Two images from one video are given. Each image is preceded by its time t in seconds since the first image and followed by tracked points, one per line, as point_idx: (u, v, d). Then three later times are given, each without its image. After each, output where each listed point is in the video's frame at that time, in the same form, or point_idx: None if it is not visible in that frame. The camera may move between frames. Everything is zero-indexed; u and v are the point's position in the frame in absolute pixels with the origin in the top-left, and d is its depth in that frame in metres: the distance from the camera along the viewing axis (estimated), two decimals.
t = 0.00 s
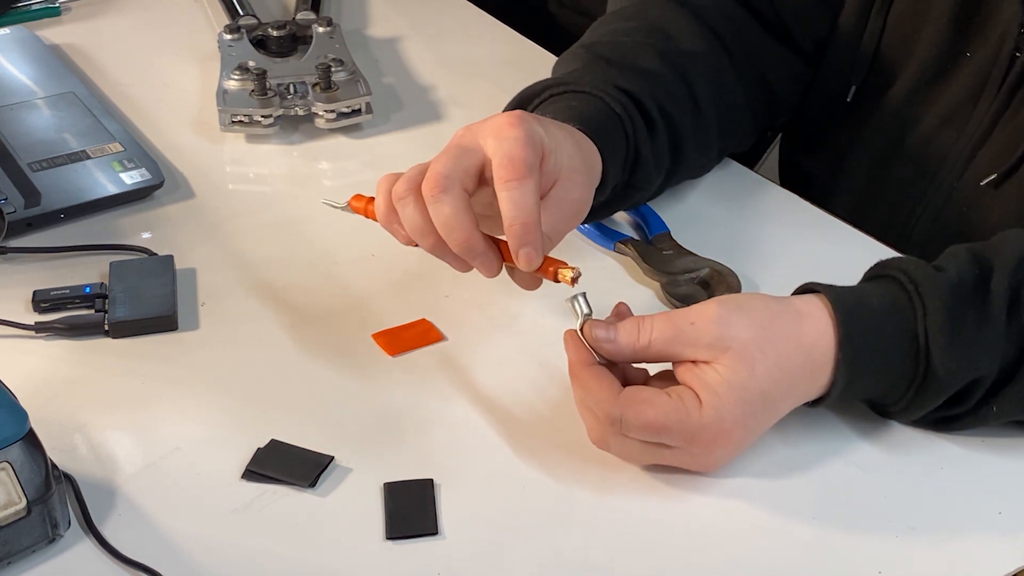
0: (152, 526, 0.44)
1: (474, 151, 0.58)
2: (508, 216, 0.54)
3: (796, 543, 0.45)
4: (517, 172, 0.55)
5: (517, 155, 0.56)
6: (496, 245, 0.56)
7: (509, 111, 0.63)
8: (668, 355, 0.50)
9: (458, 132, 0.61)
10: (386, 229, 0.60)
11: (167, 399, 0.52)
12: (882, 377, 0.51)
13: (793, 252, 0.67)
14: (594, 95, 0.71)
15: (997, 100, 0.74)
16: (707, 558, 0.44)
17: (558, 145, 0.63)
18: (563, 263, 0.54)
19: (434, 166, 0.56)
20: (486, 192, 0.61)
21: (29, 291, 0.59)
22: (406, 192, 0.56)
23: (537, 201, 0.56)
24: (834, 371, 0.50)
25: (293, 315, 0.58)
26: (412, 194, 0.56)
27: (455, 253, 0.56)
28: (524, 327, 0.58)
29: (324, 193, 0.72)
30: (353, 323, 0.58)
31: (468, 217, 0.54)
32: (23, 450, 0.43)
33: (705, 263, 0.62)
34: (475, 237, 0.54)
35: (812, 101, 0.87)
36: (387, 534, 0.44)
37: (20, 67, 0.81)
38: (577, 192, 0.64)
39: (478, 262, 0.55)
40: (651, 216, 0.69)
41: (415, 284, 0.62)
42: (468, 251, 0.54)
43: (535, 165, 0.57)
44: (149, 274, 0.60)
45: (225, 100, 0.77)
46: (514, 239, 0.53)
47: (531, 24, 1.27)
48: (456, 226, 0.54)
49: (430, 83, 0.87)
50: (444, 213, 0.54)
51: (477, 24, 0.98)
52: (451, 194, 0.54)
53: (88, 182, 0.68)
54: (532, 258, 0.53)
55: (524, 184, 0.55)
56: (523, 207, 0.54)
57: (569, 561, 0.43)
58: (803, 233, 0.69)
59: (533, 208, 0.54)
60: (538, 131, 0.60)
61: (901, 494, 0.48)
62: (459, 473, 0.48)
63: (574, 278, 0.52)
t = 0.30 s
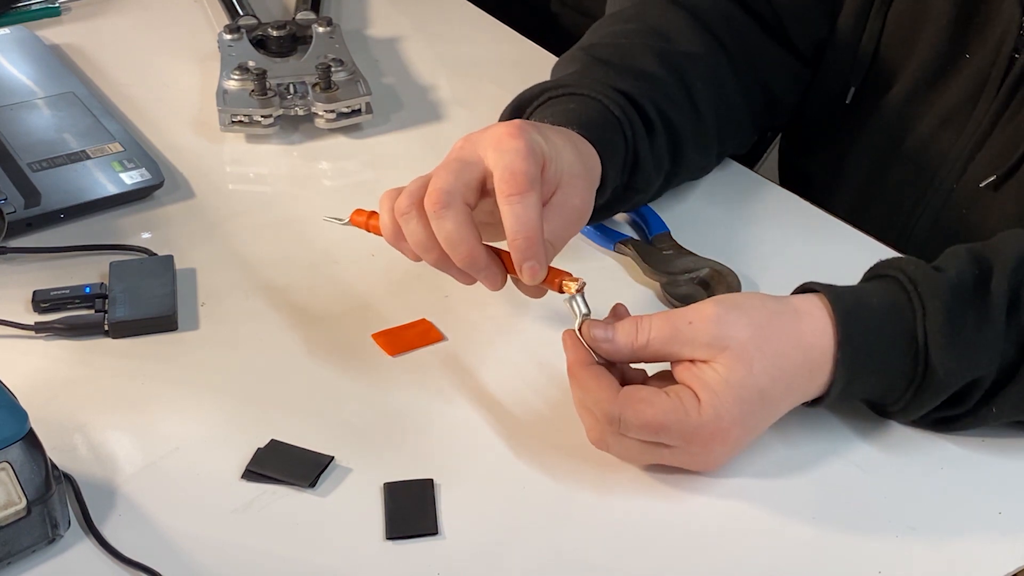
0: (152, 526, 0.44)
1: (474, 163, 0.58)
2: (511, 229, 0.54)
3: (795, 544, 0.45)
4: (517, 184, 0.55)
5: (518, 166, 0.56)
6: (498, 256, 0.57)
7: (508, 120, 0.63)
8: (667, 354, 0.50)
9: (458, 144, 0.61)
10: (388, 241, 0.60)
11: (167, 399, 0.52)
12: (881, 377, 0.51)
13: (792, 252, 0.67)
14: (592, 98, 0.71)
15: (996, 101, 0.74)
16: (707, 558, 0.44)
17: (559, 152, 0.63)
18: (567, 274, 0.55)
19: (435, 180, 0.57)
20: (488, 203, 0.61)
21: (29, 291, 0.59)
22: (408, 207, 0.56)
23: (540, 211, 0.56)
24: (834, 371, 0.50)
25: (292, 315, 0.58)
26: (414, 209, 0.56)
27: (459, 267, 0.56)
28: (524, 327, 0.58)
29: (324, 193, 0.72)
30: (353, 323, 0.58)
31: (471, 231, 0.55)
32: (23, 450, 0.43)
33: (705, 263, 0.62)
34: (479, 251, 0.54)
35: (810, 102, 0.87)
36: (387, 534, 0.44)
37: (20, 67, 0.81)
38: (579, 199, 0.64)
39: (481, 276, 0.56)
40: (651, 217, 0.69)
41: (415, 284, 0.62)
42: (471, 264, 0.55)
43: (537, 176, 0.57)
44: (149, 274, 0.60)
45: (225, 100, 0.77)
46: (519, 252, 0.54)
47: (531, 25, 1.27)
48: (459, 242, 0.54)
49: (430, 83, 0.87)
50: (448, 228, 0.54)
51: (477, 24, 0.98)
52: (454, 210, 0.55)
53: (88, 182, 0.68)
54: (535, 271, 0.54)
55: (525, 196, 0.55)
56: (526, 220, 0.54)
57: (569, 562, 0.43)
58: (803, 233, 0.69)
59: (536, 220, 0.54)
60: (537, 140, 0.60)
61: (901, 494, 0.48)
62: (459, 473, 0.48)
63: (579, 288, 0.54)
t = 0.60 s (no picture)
0: (152, 526, 0.44)
1: (473, 168, 0.58)
2: (508, 234, 0.54)
3: (795, 544, 0.45)
4: (516, 190, 0.55)
5: (516, 171, 0.56)
6: (495, 261, 0.57)
7: (509, 124, 0.63)
8: (667, 352, 0.50)
9: (458, 148, 0.62)
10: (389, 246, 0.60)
11: (167, 399, 0.52)
12: (881, 377, 0.51)
13: (792, 252, 0.67)
14: (591, 100, 0.71)
15: (995, 101, 0.74)
16: (707, 558, 0.44)
17: (558, 156, 0.63)
18: (563, 279, 0.56)
19: (434, 185, 0.57)
20: (486, 207, 0.61)
21: (29, 291, 0.59)
22: (408, 212, 0.57)
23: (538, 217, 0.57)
24: (834, 371, 0.50)
25: (292, 315, 0.58)
26: (414, 214, 0.57)
27: (457, 272, 0.57)
28: (524, 327, 0.58)
29: (324, 193, 0.72)
30: (353, 323, 0.58)
31: (469, 237, 0.55)
32: (23, 451, 0.43)
33: (705, 263, 0.62)
34: (477, 256, 0.55)
35: (811, 103, 0.87)
36: (387, 534, 0.44)
37: (19, 67, 0.81)
38: (579, 202, 0.64)
39: (478, 281, 0.56)
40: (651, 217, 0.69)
41: (414, 284, 0.62)
42: (470, 270, 0.55)
43: (535, 181, 0.57)
44: (149, 274, 0.60)
45: (225, 100, 0.77)
46: (516, 258, 0.54)
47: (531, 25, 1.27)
48: (458, 247, 0.54)
49: (430, 83, 0.87)
50: (446, 234, 0.55)
51: (477, 24, 0.98)
52: (453, 216, 0.55)
53: (88, 182, 0.68)
54: (531, 277, 0.54)
55: (523, 202, 0.55)
56: (523, 226, 0.54)
57: (569, 562, 0.43)
58: (803, 233, 0.69)
59: (533, 225, 0.55)
60: (536, 145, 0.60)
61: (902, 494, 0.48)
62: (459, 473, 0.48)
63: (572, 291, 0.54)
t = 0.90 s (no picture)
0: (152, 526, 0.44)
1: (471, 170, 0.59)
2: (507, 236, 0.55)
3: (795, 544, 0.45)
4: (514, 191, 0.55)
5: (514, 171, 0.56)
6: (494, 261, 0.57)
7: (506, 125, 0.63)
8: (667, 345, 0.50)
9: (456, 148, 0.62)
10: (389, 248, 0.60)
11: (167, 399, 0.52)
12: (881, 375, 0.51)
13: (792, 252, 0.67)
14: (589, 98, 0.71)
15: (993, 101, 0.74)
16: (707, 558, 0.44)
17: (556, 155, 0.63)
18: (561, 281, 0.56)
19: (433, 187, 0.57)
20: (486, 208, 0.61)
21: (29, 291, 0.59)
22: (407, 215, 0.57)
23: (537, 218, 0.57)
24: (834, 366, 0.50)
25: (293, 315, 0.58)
26: (413, 217, 0.57)
27: (456, 275, 0.57)
28: (524, 327, 0.58)
29: (324, 193, 0.72)
30: (353, 323, 0.58)
31: (468, 239, 0.55)
32: (23, 450, 0.43)
33: (705, 263, 0.62)
34: (476, 258, 0.55)
35: (808, 104, 0.87)
36: (387, 534, 0.44)
37: (19, 67, 0.81)
38: (578, 202, 0.64)
39: (477, 283, 0.56)
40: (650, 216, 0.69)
41: (414, 284, 0.62)
42: (468, 272, 0.55)
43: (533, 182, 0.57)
44: (149, 274, 0.60)
45: (225, 100, 0.77)
46: (513, 262, 0.54)
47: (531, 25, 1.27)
48: (456, 249, 0.54)
49: (430, 83, 0.87)
50: (445, 236, 0.55)
51: (478, 24, 0.98)
52: (451, 219, 0.55)
53: (88, 182, 0.68)
54: (530, 280, 0.54)
55: (521, 204, 0.55)
56: (521, 228, 0.54)
57: (569, 562, 0.43)
58: (803, 232, 0.69)
59: (531, 227, 0.55)
60: (534, 145, 0.60)
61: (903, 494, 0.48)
62: (459, 473, 0.48)
63: (568, 292, 0.54)
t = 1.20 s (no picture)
0: (152, 526, 0.44)
1: (470, 168, 0.59)
2: (507, 235, 0.55)
3: (794, 544, 0.45)
4: (513, 190, 0.55)
5: (514, 169, 0.56)
6: (493, 260, 0.57)
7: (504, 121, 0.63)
8: (668, 337, 0.50)
9: (454, 145, 0.62)
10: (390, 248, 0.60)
11: (166, 399, 0.52)
12: (881, 372, 0.51)
13: (792, 251, 0.67)
14: (588, 91, 0.71)
15: (993, 100, 0.74)
16: (706, 557, 0.44)
17: (554, 151, 0.63)
18: (559, 279, 0.56)
19: (432, 186, 0.57)
20: (484, 206, 0.62)
21: (29, 291, 0.59)
22: (406, 214, 0.57)
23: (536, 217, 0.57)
24: (834, 365, 0.50)
25: (292, 315, 0.58)
26: (412, 217, 0.57)
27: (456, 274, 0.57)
28: (524, 327, 0.59)
29: (324, 193, 0.72)
30: (353, 323, 0.58)
31: (468, 239, 0.55)
32: (23, 450, 0.43)
33: (705, 263, 0.61)
34: (476, 258, 0.55)
35: (806, 104, 0.87)
36: (387, 534, 0.44)
37: (19, 67, 0.81)
38: (576, 198, 0.64)
39: (477, 282, 0.56)
40: (650, 216, 0.69)
41: (414, 284, 0.62)
42: (469, 272, 0.55)
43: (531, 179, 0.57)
44: (149, 274, 0.60)
45: (225, 100, 0.77)
46: (512, 261, 0.54)
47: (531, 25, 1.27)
48: (456, 250, 0.55)
49: (430, 83, 0.87)
50: (444, 237, 0.55)
51: (478, 24, 0.98)
52: (450, 219, 0.55)
53: (88, 182, 0.68)
54: (529, 281, 0.54)
55: (520, 204, 0.55)
56: (520, 228, 0.54)
57: (568, 562, 0.43)
58: (803, 232, 0.69)
59: (530, 227, 0.55)
60: (533, 141, 0.60)
61: (901, 492, 0.48)
62: (459, 473, 0.48)
63: (566, 291, 0.55)
